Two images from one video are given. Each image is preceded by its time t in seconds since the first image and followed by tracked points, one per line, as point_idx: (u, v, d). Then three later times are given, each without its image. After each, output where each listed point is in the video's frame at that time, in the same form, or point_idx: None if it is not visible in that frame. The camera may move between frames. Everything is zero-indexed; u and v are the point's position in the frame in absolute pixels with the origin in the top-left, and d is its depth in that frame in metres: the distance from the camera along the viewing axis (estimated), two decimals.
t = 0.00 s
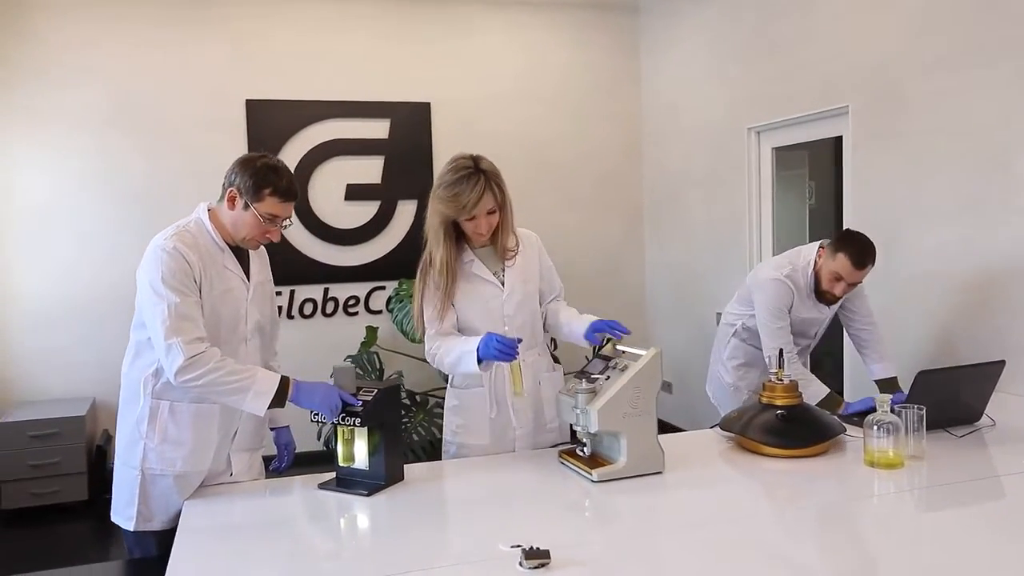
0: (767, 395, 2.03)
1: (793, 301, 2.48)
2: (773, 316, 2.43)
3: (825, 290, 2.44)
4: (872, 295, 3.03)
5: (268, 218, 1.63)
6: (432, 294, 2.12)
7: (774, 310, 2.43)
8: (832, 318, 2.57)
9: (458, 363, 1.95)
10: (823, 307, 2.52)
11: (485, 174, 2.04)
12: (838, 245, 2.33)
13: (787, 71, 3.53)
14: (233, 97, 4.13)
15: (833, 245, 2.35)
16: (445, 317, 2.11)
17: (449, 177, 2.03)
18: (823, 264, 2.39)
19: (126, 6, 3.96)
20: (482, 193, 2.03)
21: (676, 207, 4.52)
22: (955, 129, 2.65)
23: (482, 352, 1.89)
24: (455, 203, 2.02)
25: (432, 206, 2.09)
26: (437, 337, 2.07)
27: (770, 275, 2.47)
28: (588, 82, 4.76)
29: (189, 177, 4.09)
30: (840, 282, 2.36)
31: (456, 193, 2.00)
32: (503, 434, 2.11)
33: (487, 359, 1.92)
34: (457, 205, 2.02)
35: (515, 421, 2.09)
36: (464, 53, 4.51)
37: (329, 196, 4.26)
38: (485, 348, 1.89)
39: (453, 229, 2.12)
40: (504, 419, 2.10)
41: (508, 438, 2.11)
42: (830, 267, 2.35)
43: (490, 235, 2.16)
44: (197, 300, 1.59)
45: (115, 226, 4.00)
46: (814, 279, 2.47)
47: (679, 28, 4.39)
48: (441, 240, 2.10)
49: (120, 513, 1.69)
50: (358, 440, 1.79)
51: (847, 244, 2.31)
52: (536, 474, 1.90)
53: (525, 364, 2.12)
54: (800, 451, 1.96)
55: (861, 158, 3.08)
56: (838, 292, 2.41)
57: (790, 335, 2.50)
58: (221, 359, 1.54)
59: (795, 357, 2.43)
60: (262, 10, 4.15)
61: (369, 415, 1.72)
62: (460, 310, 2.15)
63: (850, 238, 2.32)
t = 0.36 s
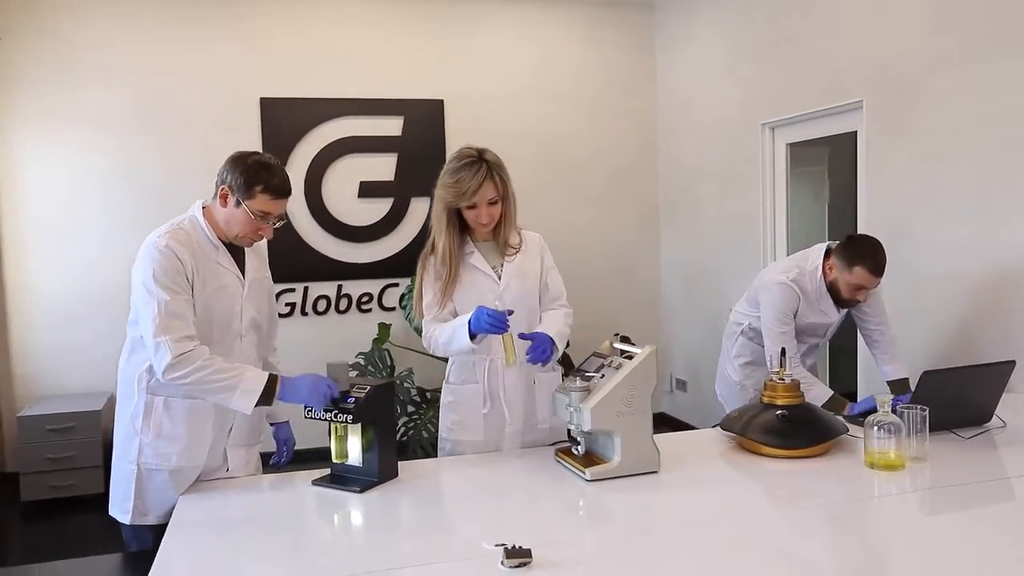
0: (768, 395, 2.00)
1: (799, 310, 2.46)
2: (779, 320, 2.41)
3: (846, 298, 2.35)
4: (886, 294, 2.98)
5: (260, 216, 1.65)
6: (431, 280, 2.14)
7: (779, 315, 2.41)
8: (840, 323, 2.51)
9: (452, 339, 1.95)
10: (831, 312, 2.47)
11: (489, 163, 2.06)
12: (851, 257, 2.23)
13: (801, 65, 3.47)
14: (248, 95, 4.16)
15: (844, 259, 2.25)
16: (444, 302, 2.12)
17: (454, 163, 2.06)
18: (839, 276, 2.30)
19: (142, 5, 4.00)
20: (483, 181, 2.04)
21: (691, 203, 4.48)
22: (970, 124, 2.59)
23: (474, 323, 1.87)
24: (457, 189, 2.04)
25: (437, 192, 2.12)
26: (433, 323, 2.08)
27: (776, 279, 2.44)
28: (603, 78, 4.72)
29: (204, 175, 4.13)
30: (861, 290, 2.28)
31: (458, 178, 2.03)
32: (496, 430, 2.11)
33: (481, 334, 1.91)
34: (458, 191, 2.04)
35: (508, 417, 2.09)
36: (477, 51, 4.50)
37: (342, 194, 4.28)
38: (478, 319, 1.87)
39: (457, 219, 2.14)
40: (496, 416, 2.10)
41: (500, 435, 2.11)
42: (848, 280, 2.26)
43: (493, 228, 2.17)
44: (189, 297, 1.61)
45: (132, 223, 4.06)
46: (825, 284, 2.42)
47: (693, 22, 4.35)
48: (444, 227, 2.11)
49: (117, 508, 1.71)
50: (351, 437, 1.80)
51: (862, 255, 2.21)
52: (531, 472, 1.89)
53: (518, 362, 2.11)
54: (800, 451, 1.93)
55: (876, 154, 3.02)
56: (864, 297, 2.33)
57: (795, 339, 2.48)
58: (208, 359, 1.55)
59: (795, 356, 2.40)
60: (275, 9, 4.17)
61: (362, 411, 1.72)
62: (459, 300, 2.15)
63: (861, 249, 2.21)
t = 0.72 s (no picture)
0: (772, 395, 1.97)
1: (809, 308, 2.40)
2: (790, 319, 2.36)
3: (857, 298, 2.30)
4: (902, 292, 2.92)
5: (250, 209, 1.72)
6: (433, 274, 2.14)
7: (789, 313, 2.36)
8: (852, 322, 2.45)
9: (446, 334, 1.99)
10: (843, 312, 2.40)
11: (492, 160, 2.03)
12: (861, 255, 2.18)
13: (818, 60, 3.41)
14: (263, 93, 4.19)
15: (853, 257, 2.21)
16: (445, 297, 2.12)
17: (457, 161, 2.04)
18: (849, 275, 2.25)
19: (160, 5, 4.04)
20: (485, 179, 2.01)
21: (708, 200, 4.43)
22: (988, 118, 2.52)
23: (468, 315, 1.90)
24: (458, 186, 2.01)
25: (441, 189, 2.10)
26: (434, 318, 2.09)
27: (786, 277, 2.39)
28: (620, 74, 4.68)
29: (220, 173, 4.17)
30: (873, 288, 2.22)
31: (459, 176, 2.01)
32: (497, 426, 2.12)
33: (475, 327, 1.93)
34: (459, 188, 2.02)
35: (507, 415, 2.10)
36: (492, 47, 4.48)
37: (357, 191, 4.30)
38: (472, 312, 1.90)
39: (461, 216, 2.12)
40: (496, 413, 2.11)
41: (500, 432, 2.12)
42: (858, 279, 2.21)
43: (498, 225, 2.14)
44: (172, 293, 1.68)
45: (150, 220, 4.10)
46: (836, 283, 2.36)
47: (710, 17, 4.30)
48: (447, 225, 2.10)
49: (119, 503, 1.75)
50: (347, 435, 1.80)
51: (872, 254, 2.16)
52: (530, 471, 1.87)
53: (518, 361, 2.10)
54: (805, 452, 1.89)
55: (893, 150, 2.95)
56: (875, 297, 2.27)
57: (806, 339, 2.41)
58: (160, 371, 1.62)
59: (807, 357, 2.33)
60: (291, 7, 4.19)
61: (358, 409, 1.72)
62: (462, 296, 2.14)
63: (872, 248, 2.17)
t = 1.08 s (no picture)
0: (779, 393, 1.92)
1: (824, 303, 2.32)
2: (804, 313, 2.28)
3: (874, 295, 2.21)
4: (922, 289, 2.84)
5: (200, 207, 1.72)
6: (435, 268, 2.10)
7: (804, 308, 2.28)
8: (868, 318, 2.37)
9: (437, 332, 1.96)
10: (857, 309, 2.33)
11: (494, 153, 1.99)
12: (872, 247, 2.12)
13: (834, 52, 3.33)
14: (276, 89, 4.19)
15: (865, 250, 2.14)
16: (446, 292, 2.08)
17: (459, 154, 2.00)
18: (862, 270, 2.18)
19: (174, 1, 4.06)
20: (487, 172, 1.97)
21: (723, 196, 4.37)
22: (1009, 109, 2.43)
23: (464, 310, 1.85)
24: (459, 180, 1.97)
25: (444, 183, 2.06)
26: (434, 314, 2.06)
27: (801, 269, 2.32)
28: (635, 67, 4.62)
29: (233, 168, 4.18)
30: (889, 281, 2.14)
31: (460, 170, 1.96)
32: (499, 422, 2.09)
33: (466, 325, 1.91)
34: (460, 182, 1.97)
35: (508, 411, 2.07)
36: (505, 41, 4.44)
37: (369, 187, 4.28)
38: (466, 307, 1.85)
39: (465, 210, 2.08)
40: (499, 408, 2.08)
41: (500, 428, 2.09)
42: (871, 272, 2.14)
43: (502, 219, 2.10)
44: (123, 294, 1.75)
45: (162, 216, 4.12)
46: (852, 279, 2.28)
47: (726, 9, 4.23)
48: (449, 219, 2.06)
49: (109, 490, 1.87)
50: (341, 431, 1.78)
51: (884, 245, 2.09)
52: (528, 469, 1.84)
53: (518, 356, 2.06)
54: (811, 452, 1.84)
55: (910, 142, 2.87)
56: (892, 292, 2.19)
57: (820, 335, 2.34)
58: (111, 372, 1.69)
59: (823, 353, 2.24)
60: (303, 2, 4.19)
61: (353, 405, 1.69)
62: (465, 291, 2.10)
63: (883, 239, 2.10)
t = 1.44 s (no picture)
0: (783, 397, 1.88)
1: (833, 305, 2.28)
2: (813, 315, 2.24)
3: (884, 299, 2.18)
4: (937, 291, 2.78)
5: (150, 313, 1.66)
6: (436, 268, 2.08)
7: (812, 310, 2.23)
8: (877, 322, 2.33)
9: (433, 336, 1.96)
10: (867, 312, 2.28)
11: (493, 153, 1.97)
12: (880, 250, 2.10)
13: (849, 48, 3.27)
14: (287, 88, 4.20)
15: (873, 253, 2.12)
16: (447, 293, 2.06)
17: (457, 155, 1.98)
18: (871, 274, 2.15)
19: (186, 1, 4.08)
20: (486, 172, 1.95)
21: (737, 195, 4.32)
22: None
23: (460, 313, 1.85)
24: (458, 181, 1.95)
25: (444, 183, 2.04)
26: (434, 315, 2.04)
27: (810, 271, 2.28)
28: (648, 65, 4.57)
29: (245, 168, 4.19)
30: (899, 285, 2.11)
31: (458, 170, 1.94)
32: (501, 424, 2.06)
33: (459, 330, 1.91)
34: (459, 183, 1.95)
35: (510, 413, 2.04)
36: (517, 38, 4.42)
37: (380, 186, 4.28)
38: (462, 309, 1.85)
39: (465, 211, 2.06)
40: (501, 410, 2.05)
41: (502, 430, 2.07)
42: (880, 276, 2.11)
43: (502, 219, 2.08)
44: (92, 361, 1.85)
45: (175, 215, 4.15)
46: (861, 282, 2.24)
47: (740, 6, 4.17)
48: (449, 220, 2.04)
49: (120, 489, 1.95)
50: (337, 434, 1.77)
51: (892, 248, 2.07)
52: (525, 473, 1.82)
53: (519, 357, 2.04)
54: (814, 458, 1.80)
55: (925, 140, 2.81)
56: (901, 296, 2.15)
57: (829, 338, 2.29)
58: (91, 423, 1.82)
59: (832, 357, 2.19)
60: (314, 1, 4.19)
61: (349, 407, 1.69)
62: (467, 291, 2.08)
63: (891, 242, 2.09)
